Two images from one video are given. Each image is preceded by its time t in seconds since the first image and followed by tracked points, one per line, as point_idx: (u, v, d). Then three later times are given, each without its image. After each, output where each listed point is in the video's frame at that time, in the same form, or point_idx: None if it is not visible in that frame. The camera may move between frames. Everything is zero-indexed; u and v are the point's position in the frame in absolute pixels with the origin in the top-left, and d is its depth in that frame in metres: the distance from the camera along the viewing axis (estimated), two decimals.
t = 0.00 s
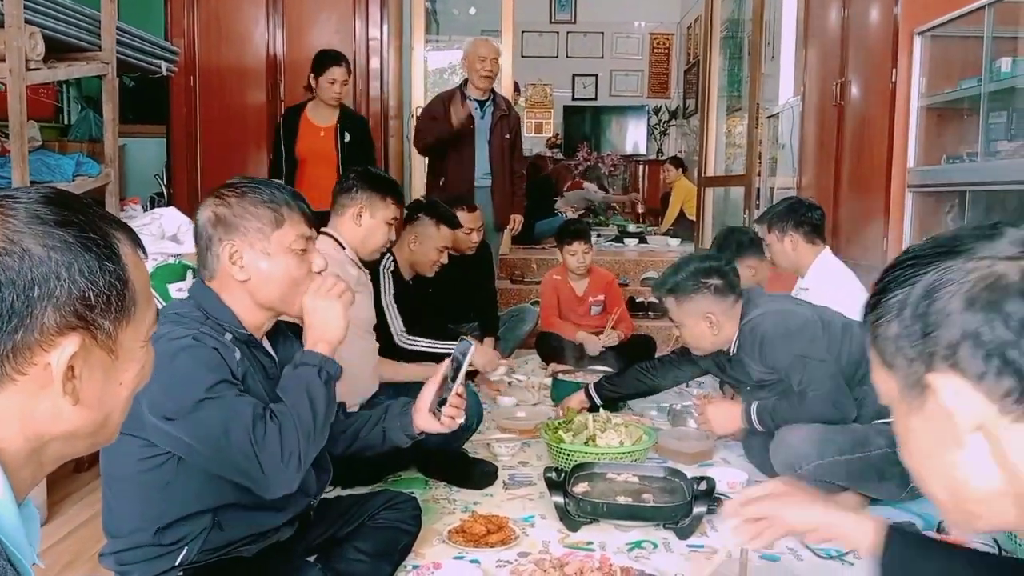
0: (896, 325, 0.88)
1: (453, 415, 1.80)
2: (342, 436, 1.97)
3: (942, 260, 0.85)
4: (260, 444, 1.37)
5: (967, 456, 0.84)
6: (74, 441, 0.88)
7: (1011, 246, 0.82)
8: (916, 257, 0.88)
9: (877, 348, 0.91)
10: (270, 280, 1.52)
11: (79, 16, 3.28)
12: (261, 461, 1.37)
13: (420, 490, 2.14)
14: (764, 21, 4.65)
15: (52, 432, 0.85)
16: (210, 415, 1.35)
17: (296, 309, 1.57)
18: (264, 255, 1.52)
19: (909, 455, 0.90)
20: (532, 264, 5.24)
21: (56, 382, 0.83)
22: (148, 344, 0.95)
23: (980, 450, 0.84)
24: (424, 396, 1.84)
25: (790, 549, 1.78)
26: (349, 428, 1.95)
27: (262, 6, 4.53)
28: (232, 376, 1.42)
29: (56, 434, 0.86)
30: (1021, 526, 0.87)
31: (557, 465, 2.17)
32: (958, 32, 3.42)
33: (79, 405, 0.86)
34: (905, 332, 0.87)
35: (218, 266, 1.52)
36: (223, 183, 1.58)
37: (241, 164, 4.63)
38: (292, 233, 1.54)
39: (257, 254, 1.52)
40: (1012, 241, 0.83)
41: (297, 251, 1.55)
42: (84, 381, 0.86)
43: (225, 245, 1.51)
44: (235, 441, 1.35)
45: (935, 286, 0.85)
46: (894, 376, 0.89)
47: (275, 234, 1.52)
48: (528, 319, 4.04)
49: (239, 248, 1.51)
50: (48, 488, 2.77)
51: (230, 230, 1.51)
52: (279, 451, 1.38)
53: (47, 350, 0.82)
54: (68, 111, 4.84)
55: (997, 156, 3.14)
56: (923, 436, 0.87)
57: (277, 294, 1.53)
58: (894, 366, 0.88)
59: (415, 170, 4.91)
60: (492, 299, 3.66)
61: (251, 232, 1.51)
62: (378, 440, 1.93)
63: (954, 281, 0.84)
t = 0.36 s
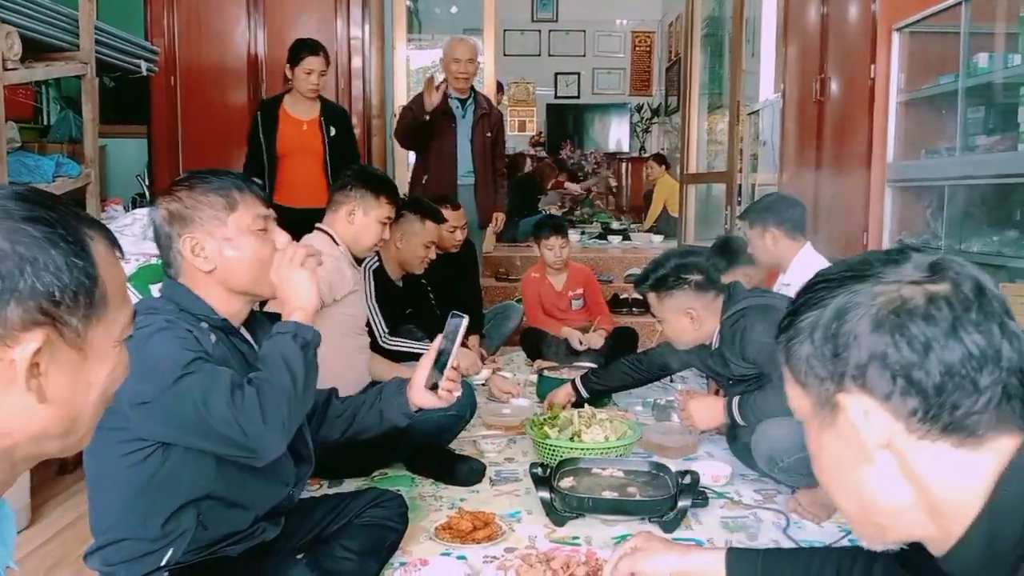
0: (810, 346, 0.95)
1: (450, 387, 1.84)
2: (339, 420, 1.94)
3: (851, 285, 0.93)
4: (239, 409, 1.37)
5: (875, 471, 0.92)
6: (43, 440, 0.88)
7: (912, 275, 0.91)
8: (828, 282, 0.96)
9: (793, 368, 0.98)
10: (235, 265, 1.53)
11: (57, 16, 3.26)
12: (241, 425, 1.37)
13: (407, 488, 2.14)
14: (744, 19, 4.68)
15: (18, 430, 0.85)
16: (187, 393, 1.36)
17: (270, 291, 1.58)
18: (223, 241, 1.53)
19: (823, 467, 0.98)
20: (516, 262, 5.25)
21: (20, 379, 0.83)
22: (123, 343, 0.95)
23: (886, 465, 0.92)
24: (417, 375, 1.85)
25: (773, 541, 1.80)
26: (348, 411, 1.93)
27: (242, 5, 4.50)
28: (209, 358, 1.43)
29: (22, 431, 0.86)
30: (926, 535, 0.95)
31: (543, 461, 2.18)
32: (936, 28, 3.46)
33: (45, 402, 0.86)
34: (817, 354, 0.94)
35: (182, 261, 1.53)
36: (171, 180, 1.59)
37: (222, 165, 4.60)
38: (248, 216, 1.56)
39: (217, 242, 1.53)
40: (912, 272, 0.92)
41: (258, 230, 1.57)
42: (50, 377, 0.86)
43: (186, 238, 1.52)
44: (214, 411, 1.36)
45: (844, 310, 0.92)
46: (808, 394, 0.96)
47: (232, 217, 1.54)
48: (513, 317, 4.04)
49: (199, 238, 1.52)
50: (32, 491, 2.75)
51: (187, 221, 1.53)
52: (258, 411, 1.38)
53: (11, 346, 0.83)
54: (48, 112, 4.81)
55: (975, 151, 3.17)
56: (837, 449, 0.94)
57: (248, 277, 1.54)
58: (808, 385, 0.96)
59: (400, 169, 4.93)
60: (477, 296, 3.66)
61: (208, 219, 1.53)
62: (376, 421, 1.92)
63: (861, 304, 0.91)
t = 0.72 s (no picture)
0: (781, 347, 0.97)
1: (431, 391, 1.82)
2: (319, 421, 1.94)
3: (820, 285, 0.96)
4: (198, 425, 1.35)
5: (848, 468, 0.92)
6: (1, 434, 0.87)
7: (879, 274, 0.94)
8: (798, 284, 0.98)
9: (766, 370, 0.99)
10: (220, 276, 1.53)
11: (35, 14, 3.23)
12: (197, 441, 1.35)
13: (390, 488, 2.14)
14: (726, 19, 4.70)
15: None
16: (150, 402, 1.35)
17: (246, 310, 1.57)
18: (218, 252, 1.53)
19: (798, 468, 0.98)
20: (499, 262, 5.26)
21: None
22: (92, 339, 0.93)
23: (858, 463, 0.92)
24: (399, 377, 1.84)
25: (755, 537, 1.81)
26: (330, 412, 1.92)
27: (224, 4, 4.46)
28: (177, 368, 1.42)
29: None
30: (902, 532, 0.94)
31: (527, 459, 2.18)
32: (915, 28, 3.48)
33: None
34: (788, 354, 0.96)
35: (170, 254, 1.52)
36: (198, 174, 1.60)
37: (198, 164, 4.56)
38: (249, 236, 1.56)
39: (211, 249, 1.52)
40: (879, 271, 0.95)
41: (253, 252, 1.56)
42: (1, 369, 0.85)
43: (181, 235, 1.52)
44: (173, 424, 1.35)
45: (813, 309, 0.94)
46: (781, 395, 0.97)
47: (233, 233, 1.54)
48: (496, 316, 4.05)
49: (194, 239, 1.52)
50: (11, 494, 2.73)
51: (190, 221, 1.53)
52: (211, 436, 1.36)
53: None
54: (25, 111, 4.76)
55: (953, 150, 3.20)
56: (810, 449, 0.95)
57: (223, 291, 1.53)
58: (781, 386, 0.97)
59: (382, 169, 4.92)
60: (460, 296, 3.66)
61: (210, 228, 1.53)
62: (357, 423, 1.92)
63: (830, 304, 0.93)
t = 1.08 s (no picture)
0: (796, 346, 0.97)
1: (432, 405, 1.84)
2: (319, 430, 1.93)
3: (834, 284, 0.96)
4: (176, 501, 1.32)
5: (864, 466, 0.92)
6: None
7: (893, 273, 0.94)
8: (813, 283, 0.98)
9: (781, 369, 1.00)
10: (227, 289, 1.51)
11: (31, 19, 3.23)
12: (172, 516, 1.32)
13: (385, 494, 2.14)
14: (720, 25, 4.72)
15: None
16: (144, 453, 1.31)
17: (249, 324, 1.57)
18: (228, 267, 1.50)
19: (812, 466, 0.99)
20: (495, 267, 5.26)
21: None
22: None
23: (873, 460, 0.92)
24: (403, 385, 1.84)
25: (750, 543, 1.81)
26: (330, 420, 1.87)
27: (220, 9, 4.43)
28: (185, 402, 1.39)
29: None
30: (914, 531, 0.94)
31: (522, 465, 2.19)
32: (908, 35, 3.50)
33: None
34: (803, 352, 0.96)
35: (181, 265, 1.50)
36: (210, 186, 1.55)
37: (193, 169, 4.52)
38: (262, 254, 1.53)
39: (222, 265, 1.50)
40: (893, 270, 0.95)
41: (262, 271, 1.54)
42: None
43: (193, 248, 1.49)
44: (155, 489, 1.31)
45: (828, 308, 0.95)
46: (796, 395, 0.98)
47: (246, 251, 1.51)
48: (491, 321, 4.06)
49: (206, 253, 1.49)
50: (4, 500, 2.71)
51: (204, 234, 1.49)
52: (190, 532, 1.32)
53: None
54: (21, 116, 4.75)
55: (947, 156, 3.22)
56: (823, 447, 0.95)
57: (228, 305, 1.52)
58: (796, 385, 0.97)
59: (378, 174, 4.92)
60: (457, 302, 3.67)
61: (223, 243, 1.50)
62: (357, 434, 1.88)
63: (845, 303, 0.94)
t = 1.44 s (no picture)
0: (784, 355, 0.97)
1: (425, 409, 1.82)
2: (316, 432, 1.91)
3: (803, 309, 0.95)
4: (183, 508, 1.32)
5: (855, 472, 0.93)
6: None
7: (856, 298, 0.91)
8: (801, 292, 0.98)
9: (767, 383, 1.01)
10: (216, 288, 1.50)
11: (20, 20, 3.21)
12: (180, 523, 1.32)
13: (377, 495, 2.14)
14: (711, 26, 4.74)
15: None
16: (143, 458, 1.31)
17: (241, 320, 1.56)
18: (216, 265, 1.49)
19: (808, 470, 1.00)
20: (487, 267, 5.26)
21: None
22: None
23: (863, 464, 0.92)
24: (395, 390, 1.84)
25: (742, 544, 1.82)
26: (320, 421, 1.87)
27: (211, 9, 4.41)
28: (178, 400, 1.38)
29: None
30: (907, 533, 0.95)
31: (514, 466, 2.19)
32: (899, 35, 3.51)
33: None
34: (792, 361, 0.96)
35: (168, 267, 1.49)
36: (189, 187, 1.54)
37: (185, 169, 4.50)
38: (249, 250, 1.53)
39: (210, 264, 1.49)
40: (857, 293, 0.92)
41: (251, 267, 1.53)
42: None
43: (179, 249, 1.48)
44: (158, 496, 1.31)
45: (796, 335, 0.94)
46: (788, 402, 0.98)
47: (232, 249, 1.50)
48: (484, 321, 4.06)
49: (193, 254, 1.48)
50: None
51: (189, 234, 1.48)
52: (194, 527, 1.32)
53: None
54: (10, 116, 4.73)
55: (937, 157, 3.23)
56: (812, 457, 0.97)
57: (218, 303, 1.51)
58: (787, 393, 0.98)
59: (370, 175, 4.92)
60: (450, 303, 3.67)
61: (209, 242, 1.49)
62: (349, 436, 1.89)
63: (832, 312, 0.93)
